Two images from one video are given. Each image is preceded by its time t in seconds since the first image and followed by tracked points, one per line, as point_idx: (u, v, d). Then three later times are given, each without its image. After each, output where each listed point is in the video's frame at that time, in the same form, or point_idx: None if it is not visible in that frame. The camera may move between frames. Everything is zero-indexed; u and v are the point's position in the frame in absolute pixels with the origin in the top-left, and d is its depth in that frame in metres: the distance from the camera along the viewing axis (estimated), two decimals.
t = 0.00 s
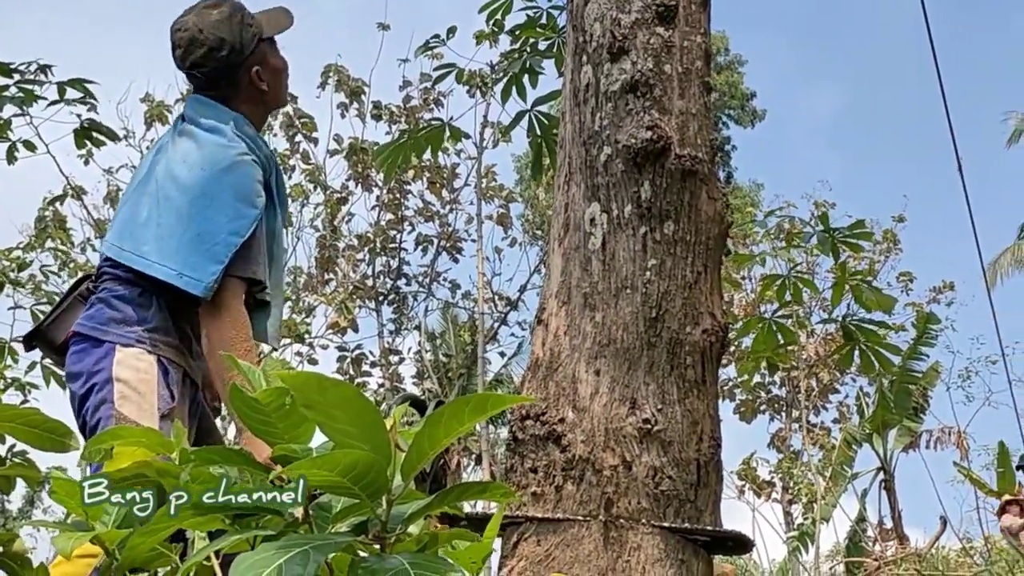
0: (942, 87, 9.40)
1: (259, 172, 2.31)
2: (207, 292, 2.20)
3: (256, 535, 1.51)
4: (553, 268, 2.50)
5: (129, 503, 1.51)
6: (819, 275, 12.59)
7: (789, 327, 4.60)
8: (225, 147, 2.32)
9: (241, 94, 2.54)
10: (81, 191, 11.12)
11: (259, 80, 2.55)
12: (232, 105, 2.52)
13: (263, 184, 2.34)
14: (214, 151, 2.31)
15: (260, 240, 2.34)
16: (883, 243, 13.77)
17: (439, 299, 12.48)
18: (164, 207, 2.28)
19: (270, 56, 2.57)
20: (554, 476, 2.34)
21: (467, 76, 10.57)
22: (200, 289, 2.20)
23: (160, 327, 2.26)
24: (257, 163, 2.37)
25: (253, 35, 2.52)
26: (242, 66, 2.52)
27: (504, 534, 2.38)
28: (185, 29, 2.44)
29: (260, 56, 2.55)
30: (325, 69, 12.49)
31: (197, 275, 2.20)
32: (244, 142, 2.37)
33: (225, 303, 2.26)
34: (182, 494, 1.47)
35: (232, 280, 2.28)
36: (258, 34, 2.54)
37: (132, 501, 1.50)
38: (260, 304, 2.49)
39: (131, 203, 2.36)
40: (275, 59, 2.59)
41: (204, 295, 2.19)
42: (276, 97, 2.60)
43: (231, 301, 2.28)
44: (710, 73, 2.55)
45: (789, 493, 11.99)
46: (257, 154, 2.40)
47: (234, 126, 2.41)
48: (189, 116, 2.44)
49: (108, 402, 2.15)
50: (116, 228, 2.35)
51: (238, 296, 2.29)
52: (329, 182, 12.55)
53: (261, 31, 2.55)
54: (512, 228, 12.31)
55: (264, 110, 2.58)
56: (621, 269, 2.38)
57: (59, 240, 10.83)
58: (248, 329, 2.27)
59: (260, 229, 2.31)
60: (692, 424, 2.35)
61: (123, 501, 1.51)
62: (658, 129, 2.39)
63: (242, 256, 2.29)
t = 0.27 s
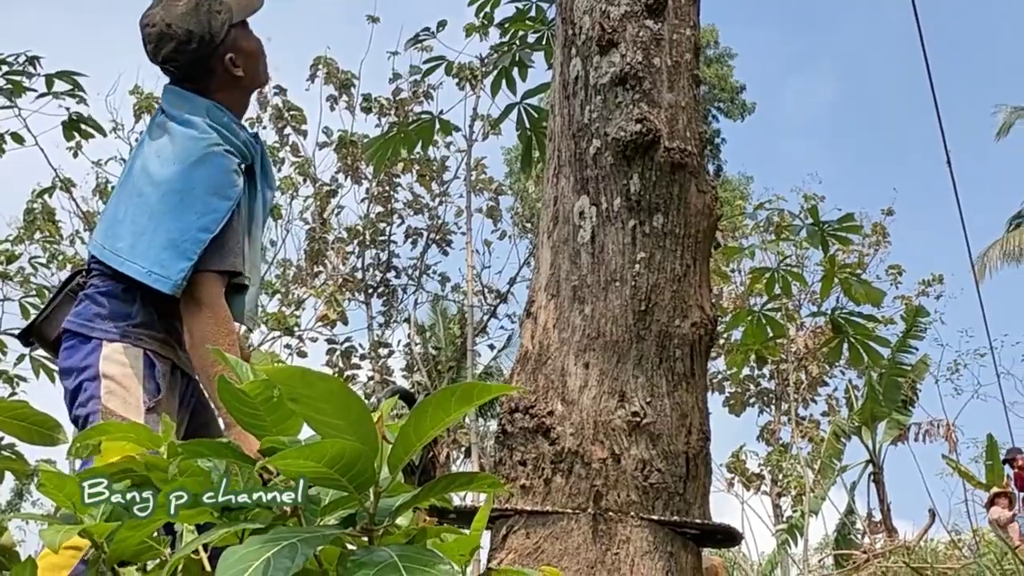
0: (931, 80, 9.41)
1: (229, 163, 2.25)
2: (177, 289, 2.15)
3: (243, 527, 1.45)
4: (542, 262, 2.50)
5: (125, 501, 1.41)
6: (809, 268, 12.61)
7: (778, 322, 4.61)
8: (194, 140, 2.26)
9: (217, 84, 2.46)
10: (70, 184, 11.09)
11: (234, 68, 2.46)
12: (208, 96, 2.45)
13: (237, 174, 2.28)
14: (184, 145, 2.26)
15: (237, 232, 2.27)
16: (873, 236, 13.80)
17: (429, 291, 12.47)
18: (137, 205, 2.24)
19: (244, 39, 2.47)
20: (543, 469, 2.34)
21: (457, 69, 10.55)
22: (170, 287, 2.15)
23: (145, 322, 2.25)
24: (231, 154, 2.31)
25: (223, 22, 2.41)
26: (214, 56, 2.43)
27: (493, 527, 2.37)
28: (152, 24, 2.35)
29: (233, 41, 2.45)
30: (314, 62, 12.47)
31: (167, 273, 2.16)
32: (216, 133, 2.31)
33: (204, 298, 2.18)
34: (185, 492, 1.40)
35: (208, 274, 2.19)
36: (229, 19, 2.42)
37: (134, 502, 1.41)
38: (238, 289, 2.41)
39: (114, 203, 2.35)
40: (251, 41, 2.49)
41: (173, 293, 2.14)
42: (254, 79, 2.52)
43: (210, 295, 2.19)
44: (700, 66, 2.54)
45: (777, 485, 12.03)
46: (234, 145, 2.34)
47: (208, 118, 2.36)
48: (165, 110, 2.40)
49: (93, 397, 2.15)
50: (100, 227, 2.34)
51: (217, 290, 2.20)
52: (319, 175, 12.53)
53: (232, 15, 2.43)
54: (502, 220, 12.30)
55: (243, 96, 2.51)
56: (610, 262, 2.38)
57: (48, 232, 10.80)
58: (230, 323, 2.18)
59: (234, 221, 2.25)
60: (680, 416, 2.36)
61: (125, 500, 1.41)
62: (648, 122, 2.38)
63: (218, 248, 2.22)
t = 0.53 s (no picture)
0: (920, 70, 9.43)
1: (217, 150, 2.24)
2: (166, 278, 2.15)
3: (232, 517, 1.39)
4: (531, 251, 2.50)
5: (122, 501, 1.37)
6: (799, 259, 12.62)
7: (767, 312, 4.62)
8: (181, 127, 2.26)
9: (201, 71, 2.46)
10: (59, 174, 11.06)
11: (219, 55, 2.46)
12: (194, 83, 2.45)
13: (225, 160, 2.27)
14: (172, 133, 2.26)
15: (227, 218, 2.27)
16: (863, 228, 13.82)
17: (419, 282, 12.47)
18: (126, 194, 2.24)
19: (228, 26, 2.46)
20: (532, 459, 2.35)
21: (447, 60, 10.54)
22: (159, 276, 2.15)
23: (132, 310, 2.25)
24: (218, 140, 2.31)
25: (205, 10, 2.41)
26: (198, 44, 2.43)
27: (482, 517, 2.38)
28: (134, 13, 2.35)
29: (217, 28, 2.44)
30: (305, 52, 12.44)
31: (157, 261, 2.16)
32: (203, 118, 2.30)
33: (194, 286, 2.18)
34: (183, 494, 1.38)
35: (198, 262, 2.20)
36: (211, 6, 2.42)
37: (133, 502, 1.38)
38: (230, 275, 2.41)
39: (103, 191, 2.34)
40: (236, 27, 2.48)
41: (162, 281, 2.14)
42: (240, 64, 2.51)
43: (201, 283, 2.19)
44: (689, 56, 2.54)
45: (767, 476, 12.06)
46: (221, 130, 2.34)
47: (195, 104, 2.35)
48: (151, 98, 2.39)
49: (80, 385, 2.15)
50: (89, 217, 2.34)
51: (208, 278, 2.20)
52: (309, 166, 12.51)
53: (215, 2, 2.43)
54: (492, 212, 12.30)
55: (229, 83, 2.51)
56: (599, 252, 2.38)
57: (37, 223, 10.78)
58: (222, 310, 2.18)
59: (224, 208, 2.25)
60: (669, 406, 2.36)
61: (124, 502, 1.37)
62: (637, 112, 2.38)
63: (208, 235, 2.22)
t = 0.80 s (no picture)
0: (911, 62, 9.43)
1: (208, 140, 2.23)
2: (157, 269, 2.14)
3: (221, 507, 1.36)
4: (522, 242, 2.50)
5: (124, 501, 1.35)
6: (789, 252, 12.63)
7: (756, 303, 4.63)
8: (171, 118, 2.25)
9: (192, 63, 2.45)
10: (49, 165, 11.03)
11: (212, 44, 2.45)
12: (184, 75, 2.44)
13: (216, 151, 2.26)
14: (163, 124, 2.25)
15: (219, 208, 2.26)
16: (853, 219, 13.84)
17: (410, 274, 12.46)
18: (117, 186, 2.23)
19: (218, 18, 2.45)
20: (521, 449, 2.35)
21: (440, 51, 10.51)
22: (150, 267, 2.14)
23: (122, 301, 2.24)
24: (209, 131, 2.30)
25: None
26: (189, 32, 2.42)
27: (472, 508, 2.38)
28: (125, 4, 2.34)
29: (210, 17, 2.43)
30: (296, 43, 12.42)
31: (147, 253, 2.14)
32: (193, 111, 2.30)
33: (185, 277, 2.16)
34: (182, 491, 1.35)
35: (188, 253, 2.18)
36: None
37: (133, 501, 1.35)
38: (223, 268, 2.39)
39: (94, 183, 2.34)
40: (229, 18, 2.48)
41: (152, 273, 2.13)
42: (230, 57, 2.51)
43: (191, 274, 2.18)
44: (679, 47, 2.54)
45: (758, 468, 12.04)
46: (212, 121, 2.33)
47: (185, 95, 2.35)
48: (141, 90, 2.38)
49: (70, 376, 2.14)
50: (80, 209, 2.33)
51: (198, 270, 2.19)
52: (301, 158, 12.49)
53: None
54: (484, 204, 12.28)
55: (220, 75, 2.50)
56: (589, 243, 2.38)
57: (27, 214, 10.75)
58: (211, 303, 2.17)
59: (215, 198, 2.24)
60: (659, 397, 2.36)
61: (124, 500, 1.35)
62: (628, 103, 2.38)
63: (199, 226, 2.21)
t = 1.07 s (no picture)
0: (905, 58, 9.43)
1: (200, 139, 2.23)
2: (149, 267, 2.13)
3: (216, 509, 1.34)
4: (515, 239, 2.50)
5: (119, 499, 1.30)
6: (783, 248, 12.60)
7: (750, 298, 4.63)
8: (165, 116, 2.25)
9: (185, 62, 2.44)
10: (42, 162, 11.02)
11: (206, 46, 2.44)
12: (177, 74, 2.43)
13: (209, 149, 2.26)
14: (156, 122, 2.24)
15: (213, 207, 2.25)
16: (847, 216, 13.84)
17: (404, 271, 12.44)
18: (110, 183, 2.23)
19: (212, 17, 2.45)
20: (515, 446, 2.35)
21: (433, 48, 10.48)
22: (143, 266, 2.14)
23: (115, 299, 2.24)
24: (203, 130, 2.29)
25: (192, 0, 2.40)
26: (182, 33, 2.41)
27: (466, 504, 2.38)
28: (118, 3, 2.34)
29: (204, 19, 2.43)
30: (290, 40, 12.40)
31: (140, 251, 2.14)
32: (186, 109, 2.29)
33: (178, 274, 2.16)
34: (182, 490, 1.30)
35: (181, 250, 2.18)
36: None
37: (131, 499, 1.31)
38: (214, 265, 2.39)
39: (87, 182, 2.33)
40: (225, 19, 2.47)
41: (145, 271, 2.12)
42: (223, 56, 2.50)
43: (183, 271, 2.17)
44: (673, 44, 2.54)
45: (752, 465, 12.03)
46: (204, 120, 2.32)
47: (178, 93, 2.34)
48: (134, 88, 2.38)
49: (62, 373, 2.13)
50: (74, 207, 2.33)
51: (190, 267, 2.18)
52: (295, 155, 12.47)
53: None
54: (478, 201, 12.27)
55: (213, 74, 2.49)
56: (583, 240, 2.38)
57: (20, 211, 10.74)
58: (204, 301, 2.17)
59: (209, 196, 2.23)
60: (653, 394, 2.36)
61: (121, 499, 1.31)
62: (621, 99, 2.38)
63: (191, 223, 2.20)
